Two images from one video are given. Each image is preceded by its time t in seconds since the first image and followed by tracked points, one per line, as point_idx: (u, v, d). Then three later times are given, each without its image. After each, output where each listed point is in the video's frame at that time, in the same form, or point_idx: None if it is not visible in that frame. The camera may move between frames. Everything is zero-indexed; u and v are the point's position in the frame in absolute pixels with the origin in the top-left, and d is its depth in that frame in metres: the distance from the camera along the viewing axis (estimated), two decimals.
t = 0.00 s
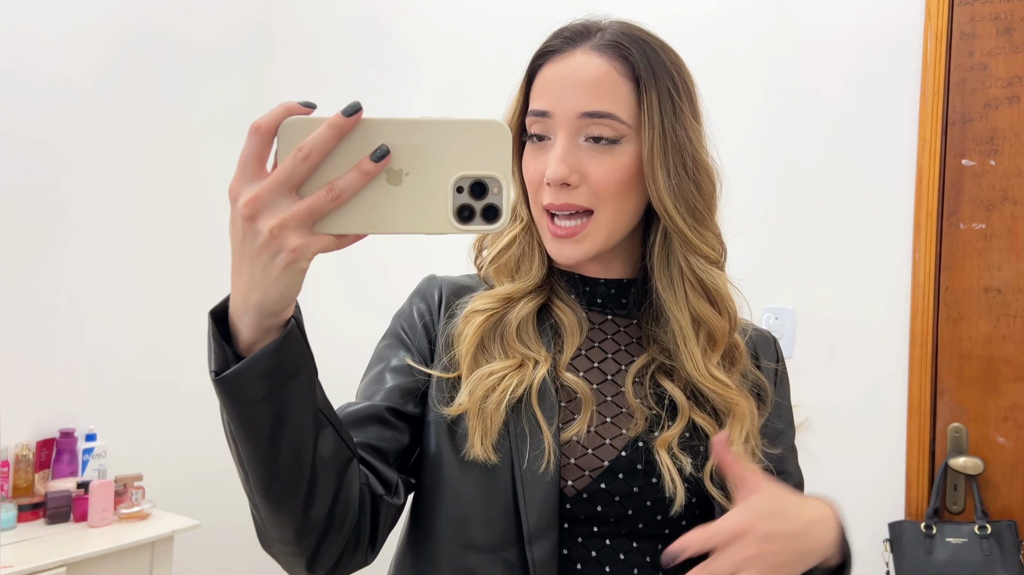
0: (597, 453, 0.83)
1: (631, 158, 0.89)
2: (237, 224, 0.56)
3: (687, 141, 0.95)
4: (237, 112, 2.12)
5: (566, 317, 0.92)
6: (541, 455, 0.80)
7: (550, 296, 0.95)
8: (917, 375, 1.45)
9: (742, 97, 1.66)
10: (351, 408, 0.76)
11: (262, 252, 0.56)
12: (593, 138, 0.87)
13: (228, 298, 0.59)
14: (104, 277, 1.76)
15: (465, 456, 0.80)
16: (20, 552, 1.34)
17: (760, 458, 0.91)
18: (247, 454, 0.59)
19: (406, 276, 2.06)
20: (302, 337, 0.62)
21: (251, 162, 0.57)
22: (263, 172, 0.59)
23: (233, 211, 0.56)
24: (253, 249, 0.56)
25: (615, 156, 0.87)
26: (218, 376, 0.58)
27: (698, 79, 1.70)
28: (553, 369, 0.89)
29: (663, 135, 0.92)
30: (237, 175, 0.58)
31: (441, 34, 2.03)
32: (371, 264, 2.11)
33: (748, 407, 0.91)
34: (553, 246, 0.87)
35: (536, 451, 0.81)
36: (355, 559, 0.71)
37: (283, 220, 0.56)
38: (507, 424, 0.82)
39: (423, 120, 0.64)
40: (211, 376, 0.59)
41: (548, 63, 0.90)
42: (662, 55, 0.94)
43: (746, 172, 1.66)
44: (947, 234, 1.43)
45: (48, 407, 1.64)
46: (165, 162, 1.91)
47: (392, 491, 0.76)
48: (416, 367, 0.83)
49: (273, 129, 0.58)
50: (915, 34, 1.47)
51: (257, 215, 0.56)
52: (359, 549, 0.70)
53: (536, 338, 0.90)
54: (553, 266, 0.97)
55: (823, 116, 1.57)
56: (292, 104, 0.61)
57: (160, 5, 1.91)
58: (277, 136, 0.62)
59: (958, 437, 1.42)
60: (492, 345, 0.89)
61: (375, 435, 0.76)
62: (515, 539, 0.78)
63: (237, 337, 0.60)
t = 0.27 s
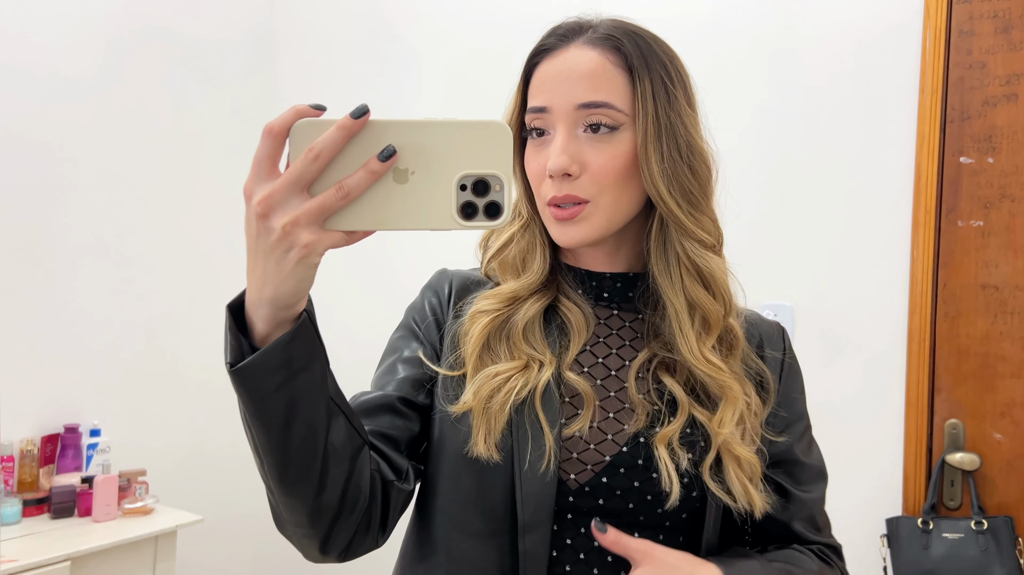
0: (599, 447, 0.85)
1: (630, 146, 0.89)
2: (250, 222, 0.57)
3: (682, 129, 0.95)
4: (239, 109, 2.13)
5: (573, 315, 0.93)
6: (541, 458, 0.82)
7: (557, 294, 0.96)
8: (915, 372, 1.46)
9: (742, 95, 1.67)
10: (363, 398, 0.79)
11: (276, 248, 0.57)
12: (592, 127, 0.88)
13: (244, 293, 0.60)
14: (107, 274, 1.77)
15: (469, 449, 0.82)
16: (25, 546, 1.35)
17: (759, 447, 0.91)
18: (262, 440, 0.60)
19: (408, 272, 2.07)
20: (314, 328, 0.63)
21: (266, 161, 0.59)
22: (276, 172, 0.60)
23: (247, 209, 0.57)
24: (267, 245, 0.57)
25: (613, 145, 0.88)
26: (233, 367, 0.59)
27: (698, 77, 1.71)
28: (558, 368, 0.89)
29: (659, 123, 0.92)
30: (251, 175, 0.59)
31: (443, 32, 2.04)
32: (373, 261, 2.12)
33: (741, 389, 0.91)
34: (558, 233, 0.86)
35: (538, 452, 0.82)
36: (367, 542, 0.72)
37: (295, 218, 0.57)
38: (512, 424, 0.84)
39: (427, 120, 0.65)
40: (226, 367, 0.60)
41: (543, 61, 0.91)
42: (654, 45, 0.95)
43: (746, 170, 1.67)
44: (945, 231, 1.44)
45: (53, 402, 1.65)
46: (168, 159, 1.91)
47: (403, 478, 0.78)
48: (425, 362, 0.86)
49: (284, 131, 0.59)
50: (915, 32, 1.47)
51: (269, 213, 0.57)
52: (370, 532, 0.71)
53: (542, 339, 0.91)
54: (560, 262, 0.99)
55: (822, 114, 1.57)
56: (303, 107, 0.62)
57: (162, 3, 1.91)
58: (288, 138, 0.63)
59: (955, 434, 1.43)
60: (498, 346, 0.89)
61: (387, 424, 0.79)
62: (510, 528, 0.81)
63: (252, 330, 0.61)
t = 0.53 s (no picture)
0: (604, 446, 0.85)
1: (633, 160, 0.90)
2: (261, 220, 0.58)
3: (686, 143, 0.95)
4: (244, 110, 2.14)
5: (580, 317, 0.94)
6: (546, 455, 0.83)
7: (565, 295, 0.97)
8: (916, 373, 1.47)
9: (744, 99, 1.68)
10: (373, 395, 0.80)
11: (285, 245, 0.58)
12: (595, 141, 0.90)
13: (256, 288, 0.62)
14: (112, 275, 1.78)
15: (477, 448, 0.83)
16: (31, 544, 1.36)
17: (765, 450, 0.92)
18: (271, 430, 0.61)
19: (411, 272, 2.08)
20: (323, 324, 0.64)
21: (276, 162, 0.60)
22: (286, 173, 0.61)
23: (257, 208, 0.59)
24: (277, 243, 0.58)
25: (616, 160, 0.89)
26: (243, 359, 0.60)
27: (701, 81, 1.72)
28: (564, 368, 0.91)
29: (661, 134, 0.92)
30: (262, 175, 0.60)
31: (447, 35, 2.05)
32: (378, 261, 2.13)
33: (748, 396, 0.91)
34: (564, 248, 0.88)
35: (543, 450, 0.83)
36: (374, 534, 0.73)
37: (303, 217, 0.58)
38: (517, 423, 0.85)
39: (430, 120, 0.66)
40: (238, 359, 0.61)
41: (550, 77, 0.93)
42: (660, 58, 0.95)
43: (749, 173, 1.68)
44: (946, 234, 1.45)
45: (60, 402, 1.67)
46: (173, 160, 1.93)
47: (410, 473, 0.79)
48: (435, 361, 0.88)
49: (294, 133, 0.60)
50: (916, 36, 1.48)
51: (279, 212, 0.58)
52: (377, 524, 0.72)
53: (549, 340, 0.92)
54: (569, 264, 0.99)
55: (825, 117, 1.58)
56: (311, 109, 0.62)
57: (167, 5, 1.92)
58: (298, 139, 0.64)
59: (955, 435, 1.44)
60: (507, 346, 0.91)
61: (396, 420, 0.80)
62: (515, 524, 0.82)
63: (263, 324, 0.62)
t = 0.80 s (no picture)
0: (612, 446, 0.86)
1: (621, 158, 0.90)
2: (266, 216, 0.58)
3: (678, 139, 0.93)
4: (248, 109, 2.14)
5: (588, 317, 0.94)
6: (554, 450, 0.83)
7: (575, 294, 0.97)
8: (921, 371, 1.47)
9: (750, 98, 1.68)
10: (381, 392, 0.81)
11: (289, 241, 0.58)
12: (584, 140, 0.89)
13: (260, 284, 0.62)
14: (117, 273, 1.78)
15: (485, 444, 0.83)
16: (38, 542, 1.36)
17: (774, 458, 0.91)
18: (274, 425, 0.61)
19: (415, 271, 2.08)
20: (327, 319, 0.64)
21: (282, 157, 0.60)
22: (292, 168, 0.61)
23: (263, 204, 0.59)
24: (282, 238, 0.58)
25: (603, 158, 0.89)
26: (247, 351, 0.60)
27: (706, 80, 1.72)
28: (574, 365, 0.91)
29: (647, 132, 0.91)
30: (267, 170, 0.60)
31: (451, 34, 2.05)
32: (382, 260, 2.13)
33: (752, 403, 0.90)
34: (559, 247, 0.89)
35: (552, 445, 0.84)
36: (379, 531, 0.73)
37: (307, 212, 0.58)
38: (527, 417, 0.85)
39: (437, 119, 0.66)
40: (240, 352, 0.61)
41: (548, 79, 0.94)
42: (651, 57, 0.94)
43: (753, 173, 1.68)
44: (952, 233, 1.45)
45: (65, 400, 1.67)
46: (177, 158, 1.93)
47: (415, 470, 0.79)
48: (443, 359, 0.88)
49: (300, 129, 0.60)
50: (922, 35, 1.48)
51: (284, 207, 0.58)
52: (382, 521, 0.73)
53: (562, 335, 0.92)
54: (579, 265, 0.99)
55: (829, 115, 1.58)
56: (319, 105, 0.62)
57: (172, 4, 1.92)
58: (305, 136, 0.64)
59: (961, 435, 1.44)
60: (518, 342, 0.91)
61: (404, 418, 0.80)
62: (521, 522, 0.82)
63: (267, 318, 0.62)
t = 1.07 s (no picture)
0: (614, 445, 0.85)
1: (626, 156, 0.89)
2: (265, 214, 0.58)
3: (673, 138, 0.92)
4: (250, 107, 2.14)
5: (590, 316, 0.94)
6: (556, 448, 0.83)
7: (576, 293, 0.97)
8: (924, 369, 1.46)
9: (755, 95, 1.67)
10: (382, 391, 0.81)
11: (288, 239, 0.58)
12: (588, 139, 0.89)
13: (259, 282, 0.62)
14: (119, 271, 1.78)
15: (486, 442, 0.83)
16: (39, 540, 1.36)
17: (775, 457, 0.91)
18: (275, 424, 0.61)
19: (417, 268, 2.08)
20: (327, 318, 0.64)
21: (281, 155, 0.59)
22: (291, 166, 0.60)
23: (262, 201, 0.58)
24: (281, 236, 0.58)
25: (608, 157, 0.88)
26: (246, 350, 0.60)
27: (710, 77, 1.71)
28: (575, 363, 0.90)
29: (648, 132, 0.90)
30: (266, 168, 0.59)
31: (453, 31, 2.04)
32: (384, 258, 2.13)
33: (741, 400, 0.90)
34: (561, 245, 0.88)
35: (553, 442, 0.84)
36: (380, 531, 0.73)
37: (307, 210, 0.58)
38: (528, 415, 0.85)
39: (439, 117, 0.66)
40: (240, 351, 0.60)
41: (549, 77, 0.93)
42: (652, 54, 0.93)
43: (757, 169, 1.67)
44: (955, 230, 1.44)
45: (67, 398, 1.67)
46: (178, 156, 1.92)
47: (416, 469, 0.79)
48: (443, 357, 0.87)
49: (300, 126, 0.60)
50: (925, 31, 1.47)
51: (283, 205, 0.58)
52: (382, 521, 0.72)
53: (563, 333, 0.92)
54: (580, 263, 0.99)
55: (832, 112, 1.58)
56: (319, 102, 0.62)
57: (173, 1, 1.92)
58: (304, 133, 0.64)
59: (964, 432, 1.43)
60: (519, 340, 0.91)
61: (405, 416, 0.80)
62: (522, 521, 0.82)
63: (267, 318, 0.62)
